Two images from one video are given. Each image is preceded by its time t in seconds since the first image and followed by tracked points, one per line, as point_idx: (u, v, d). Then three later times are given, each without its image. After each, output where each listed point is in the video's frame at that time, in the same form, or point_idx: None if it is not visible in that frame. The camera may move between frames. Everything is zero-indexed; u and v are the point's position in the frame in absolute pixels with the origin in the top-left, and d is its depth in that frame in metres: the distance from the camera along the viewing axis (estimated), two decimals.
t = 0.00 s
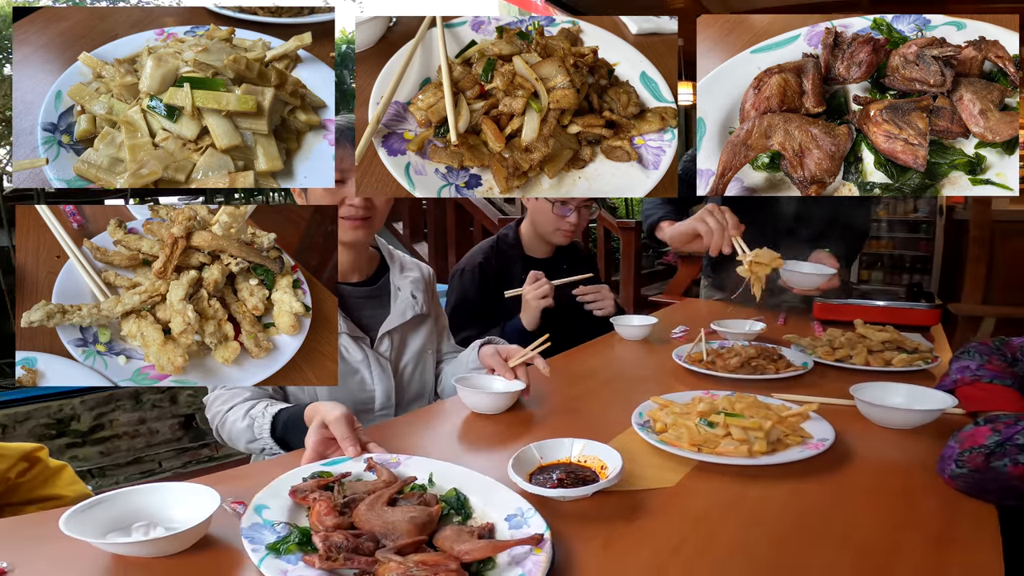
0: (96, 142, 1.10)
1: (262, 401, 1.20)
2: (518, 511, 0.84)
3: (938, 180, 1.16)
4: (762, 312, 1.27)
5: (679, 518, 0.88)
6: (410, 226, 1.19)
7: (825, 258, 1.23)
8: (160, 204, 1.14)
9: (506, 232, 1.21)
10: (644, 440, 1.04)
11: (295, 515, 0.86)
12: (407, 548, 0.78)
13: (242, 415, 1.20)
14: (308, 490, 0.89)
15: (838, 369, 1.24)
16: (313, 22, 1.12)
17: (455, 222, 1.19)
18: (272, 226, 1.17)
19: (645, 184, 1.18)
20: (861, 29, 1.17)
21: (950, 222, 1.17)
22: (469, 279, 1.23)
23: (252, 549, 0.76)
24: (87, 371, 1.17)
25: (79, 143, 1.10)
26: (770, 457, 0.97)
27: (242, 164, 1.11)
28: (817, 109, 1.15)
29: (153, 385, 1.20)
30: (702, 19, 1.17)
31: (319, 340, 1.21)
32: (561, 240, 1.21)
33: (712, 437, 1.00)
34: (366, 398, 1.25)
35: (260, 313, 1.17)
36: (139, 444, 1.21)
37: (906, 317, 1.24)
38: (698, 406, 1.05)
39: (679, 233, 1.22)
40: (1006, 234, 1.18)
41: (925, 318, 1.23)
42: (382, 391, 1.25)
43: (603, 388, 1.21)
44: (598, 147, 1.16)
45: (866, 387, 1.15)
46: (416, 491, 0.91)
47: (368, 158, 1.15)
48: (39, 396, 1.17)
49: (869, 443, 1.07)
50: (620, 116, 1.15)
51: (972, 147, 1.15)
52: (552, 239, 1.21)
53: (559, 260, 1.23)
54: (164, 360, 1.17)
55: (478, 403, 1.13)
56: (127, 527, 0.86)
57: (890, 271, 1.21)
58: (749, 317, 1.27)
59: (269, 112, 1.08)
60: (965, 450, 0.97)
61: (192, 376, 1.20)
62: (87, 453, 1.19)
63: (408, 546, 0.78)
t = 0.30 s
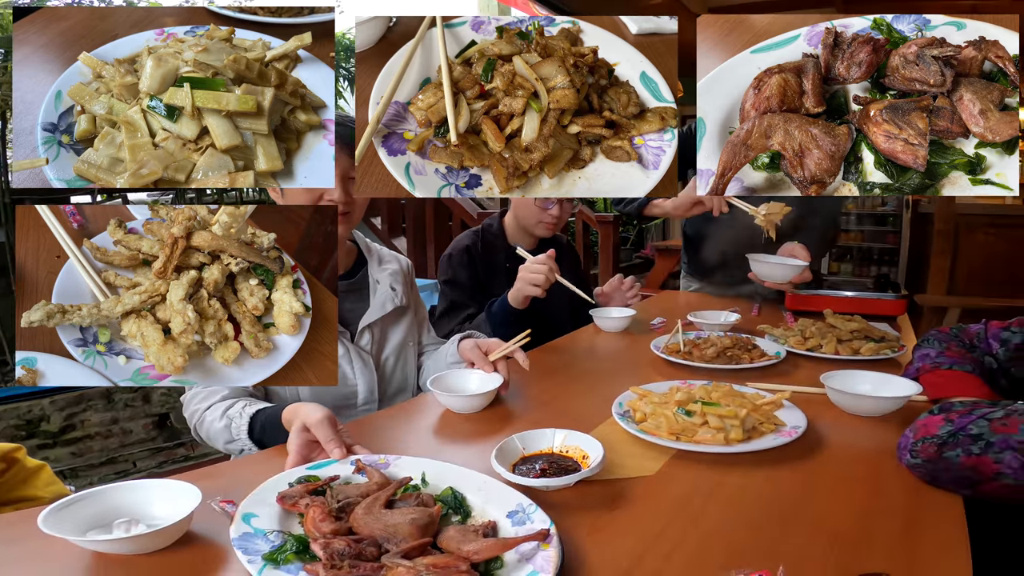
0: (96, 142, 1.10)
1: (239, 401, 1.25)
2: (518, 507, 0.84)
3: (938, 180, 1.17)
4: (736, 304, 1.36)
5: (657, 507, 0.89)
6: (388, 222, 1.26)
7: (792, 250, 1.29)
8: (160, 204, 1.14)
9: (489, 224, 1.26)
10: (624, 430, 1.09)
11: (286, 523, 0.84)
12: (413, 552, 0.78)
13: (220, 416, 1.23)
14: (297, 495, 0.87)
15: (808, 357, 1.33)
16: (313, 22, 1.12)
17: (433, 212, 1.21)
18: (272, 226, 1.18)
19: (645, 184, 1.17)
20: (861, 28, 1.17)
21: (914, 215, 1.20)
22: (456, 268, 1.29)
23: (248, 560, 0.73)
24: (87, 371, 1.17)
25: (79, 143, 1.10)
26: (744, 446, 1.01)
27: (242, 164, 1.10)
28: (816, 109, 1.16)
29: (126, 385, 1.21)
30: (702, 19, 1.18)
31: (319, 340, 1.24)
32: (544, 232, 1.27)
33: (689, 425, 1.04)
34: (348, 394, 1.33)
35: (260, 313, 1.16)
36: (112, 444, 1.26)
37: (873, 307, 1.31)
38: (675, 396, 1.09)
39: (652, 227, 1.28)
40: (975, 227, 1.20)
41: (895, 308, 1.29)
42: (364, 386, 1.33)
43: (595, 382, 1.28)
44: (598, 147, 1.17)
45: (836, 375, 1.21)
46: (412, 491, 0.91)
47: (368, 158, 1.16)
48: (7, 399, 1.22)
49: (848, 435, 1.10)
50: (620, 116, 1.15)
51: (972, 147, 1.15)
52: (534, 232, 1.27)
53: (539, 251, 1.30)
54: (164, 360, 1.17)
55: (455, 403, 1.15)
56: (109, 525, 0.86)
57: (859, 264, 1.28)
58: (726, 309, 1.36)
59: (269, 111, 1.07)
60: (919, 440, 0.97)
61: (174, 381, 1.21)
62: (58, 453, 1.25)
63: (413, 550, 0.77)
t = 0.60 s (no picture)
0: (96, 142, 1.10)
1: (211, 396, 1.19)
2: (505, 498, 0.82)
3: (938, 180, 1.17)
4: (710, 296, 1.34)
5: (641, 492, 0.86)
6: (365, 217, 1.23)
7: (759, 237, 1.27)
8: (160, 204, 1.14)
9: (478, 215, 1.24)
10: (603, 422, 1.05)
11: (272, 519, 0.81)
12: (402, 544, 0.76)
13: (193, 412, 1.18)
14: (284, 491, 0.83)
15: (781, 349, 1.27)
16: (313, 22, 1.12)
17: (410, 209, 1.22)
18: (272, 226, 1.18)
19: (645, 184, 1.19)
20: (861, 28, 1.16)
21: (881, 209, 1.20)
22: (444, 260, 1.29)
23: (236, 557, 0.71)
24: (87, 370, 1.18)
25: (79, 143, 1.10)
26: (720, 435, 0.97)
27: (242, 164, 1.10)
28: (817, 109, 1.15)
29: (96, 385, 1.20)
30: (702, 19, 1.18)
31: (319, 340, 1.23)
32: (530, 226, 1.25)
33: (667, 416, 0.99)
34: (328, 394, 1.28)
35: (260, 313, 1.17)
36: (85, 444, 1.23)
37: (841, 299, 1.29)
38: (653, 387, 1.05)
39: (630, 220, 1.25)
40: (937, 221, 1.20)
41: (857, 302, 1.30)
42: (345, 386, 1.29)
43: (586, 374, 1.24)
44: (598, 147, 1.16)
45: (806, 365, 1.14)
46: (397, 485, 0.87)
47: (368, 159, 1.16)
48: None
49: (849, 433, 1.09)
50: (620, 116, 1.15)
51: (972, 147, 1.14)
52: (520, 225, 1.25)
53: (525, 245, 1.29)
54: (164, 360, 1.17)
55: (431, 403, 1.08)
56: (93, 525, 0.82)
57: (828, 256, 1.27)
58: (699, 301, 1.33)
59: (269, 111, 1.08)
60: (874, 431, 0.93)
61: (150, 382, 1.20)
62: (28, 455, 1.22)
63: (402, 541, 0.75)
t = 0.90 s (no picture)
0: (96, 142, 1.10)
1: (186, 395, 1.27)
2: (487, 494, 0.98)
3: (938, 180, 1.16)
4: (687, 289, 1.39)
5: (623, 486, 1.03)
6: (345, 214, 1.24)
7: (730, 229, 1.28)
8: (160, 204, 1.15)
9: (461, 210, 1.32)
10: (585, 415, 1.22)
11: (252, 518, 0.96)
12: (385, 542, 0.91)
13: (183, 410, 1.27)
14: (261, 492, 1.00)
15: (755, 341, 1.39)
16: (313, 22, 1.12)
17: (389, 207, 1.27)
18: (272, 226, 1.18)
19: (645, 184, 1.19)
20: (861, 28, 1.16)
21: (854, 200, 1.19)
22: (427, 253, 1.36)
23: (220, 557, 0.85)
24: (87, 370, 1.18)
25: (79, 143, 1.10)
26: (697, 426, 1.14)
27: (242, 164, 1.10)
28: (816, 109, 1.15)
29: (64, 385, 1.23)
30: (703, 19, 1.18)
31: (319, 340, 1.23)
32: (515, 220, 1.31)
33: (646, 409, 1.17)
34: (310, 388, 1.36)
35: (260, 313, 1.17)
36: (55, 446, 1.27)
37: (814, 291, 1.31)
38: (634, 381, 1.22)
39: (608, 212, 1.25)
40: (903, 215, 1.20)
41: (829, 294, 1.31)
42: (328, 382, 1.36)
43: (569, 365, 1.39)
44: (598, 147, 1.16)
45: (781, 357, 1.34)
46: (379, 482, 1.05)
47: (368, 159, 1.16)
48: None
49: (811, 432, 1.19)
50: (620, 116, 1.15)
51: (972, 147, 1.14)
52: (506, 220, 1.32)
53: (508, 240, 1.36)
54: (164, 360, 1.16)
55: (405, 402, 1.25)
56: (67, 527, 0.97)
57: (800, 249, 1.27)
58: (678, 295, 1.40)
59: (269, 111, 1.08)
60: (846, 422, 1.14)
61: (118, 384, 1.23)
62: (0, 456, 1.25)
63: (385, 539, 0.91)
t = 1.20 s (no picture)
0: (95, 142, 1.10)
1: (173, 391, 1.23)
2: (463, 488, 1.00)
3: (938, 180, 1.16)
4: (656, 279, 1.30)
5: (597, 477, 1.05)
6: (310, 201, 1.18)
7: (707, 224, 1.24)
8: (160, 204, 1.15)
9: (434, 203, 1.21)
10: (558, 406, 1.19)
11: (225, 518, 0.98)
12: (362, 538, 0.92)
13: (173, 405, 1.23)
14: (233, 491, 1.01)
15: (725, 332, 1.28)
16: (313, 21, 1.13)
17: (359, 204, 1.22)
18: (272, 226, 1.19)
19: (645, 184, 1.19)
20: (861, 28, 1.16)
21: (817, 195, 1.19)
22: (397, 247, 1.24)
23: (194, 557, 0.88)
24: (87, 370, 1.18)
25: (78, 143, 1.10)
26: (669, 416, 1.13)
27: (242, 164, 1.10)
28: (817, 109, 1.14)
29: (20, 385, 1.22)
30: (703, 19, 1.18)
31: (319, 340, 1.23)
32: (488, 216, 1.22)
33: (619, 400, 1.15)
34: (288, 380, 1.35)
35: (261, 313, 1.17)
36: (16, 447, 1.25)
37: (777, 282, 1.27)
38: (606, 371, 1.21)
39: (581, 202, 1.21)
40: (863, 207, 1.20)
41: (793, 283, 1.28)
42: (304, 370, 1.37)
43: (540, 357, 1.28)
44: (598, 147, 1.16)
45: (747, 346, 1.27)
46: (354, 478, 1.07)
47: (368, 158, 1.16)
48: None
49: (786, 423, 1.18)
50: (620, 116, 1.15)
51: (972, 147, 1.14)
52: (478, 215, 1.21)
53: (482, 235, 1.25)
54: (164, 360, 1.17)
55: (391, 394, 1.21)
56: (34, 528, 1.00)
57: (765, 240, 1.24)
58: (646, 284, 1.30)
59: (269, 111, 1.08)
60: (811, 410, 1.16)
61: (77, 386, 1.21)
62: None
63: (363, 536, 0.92)
